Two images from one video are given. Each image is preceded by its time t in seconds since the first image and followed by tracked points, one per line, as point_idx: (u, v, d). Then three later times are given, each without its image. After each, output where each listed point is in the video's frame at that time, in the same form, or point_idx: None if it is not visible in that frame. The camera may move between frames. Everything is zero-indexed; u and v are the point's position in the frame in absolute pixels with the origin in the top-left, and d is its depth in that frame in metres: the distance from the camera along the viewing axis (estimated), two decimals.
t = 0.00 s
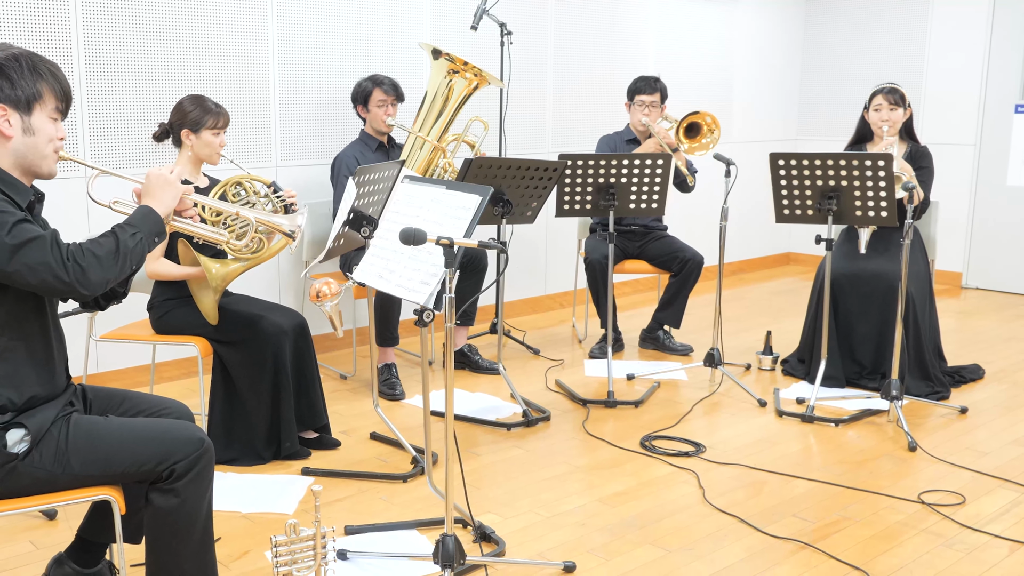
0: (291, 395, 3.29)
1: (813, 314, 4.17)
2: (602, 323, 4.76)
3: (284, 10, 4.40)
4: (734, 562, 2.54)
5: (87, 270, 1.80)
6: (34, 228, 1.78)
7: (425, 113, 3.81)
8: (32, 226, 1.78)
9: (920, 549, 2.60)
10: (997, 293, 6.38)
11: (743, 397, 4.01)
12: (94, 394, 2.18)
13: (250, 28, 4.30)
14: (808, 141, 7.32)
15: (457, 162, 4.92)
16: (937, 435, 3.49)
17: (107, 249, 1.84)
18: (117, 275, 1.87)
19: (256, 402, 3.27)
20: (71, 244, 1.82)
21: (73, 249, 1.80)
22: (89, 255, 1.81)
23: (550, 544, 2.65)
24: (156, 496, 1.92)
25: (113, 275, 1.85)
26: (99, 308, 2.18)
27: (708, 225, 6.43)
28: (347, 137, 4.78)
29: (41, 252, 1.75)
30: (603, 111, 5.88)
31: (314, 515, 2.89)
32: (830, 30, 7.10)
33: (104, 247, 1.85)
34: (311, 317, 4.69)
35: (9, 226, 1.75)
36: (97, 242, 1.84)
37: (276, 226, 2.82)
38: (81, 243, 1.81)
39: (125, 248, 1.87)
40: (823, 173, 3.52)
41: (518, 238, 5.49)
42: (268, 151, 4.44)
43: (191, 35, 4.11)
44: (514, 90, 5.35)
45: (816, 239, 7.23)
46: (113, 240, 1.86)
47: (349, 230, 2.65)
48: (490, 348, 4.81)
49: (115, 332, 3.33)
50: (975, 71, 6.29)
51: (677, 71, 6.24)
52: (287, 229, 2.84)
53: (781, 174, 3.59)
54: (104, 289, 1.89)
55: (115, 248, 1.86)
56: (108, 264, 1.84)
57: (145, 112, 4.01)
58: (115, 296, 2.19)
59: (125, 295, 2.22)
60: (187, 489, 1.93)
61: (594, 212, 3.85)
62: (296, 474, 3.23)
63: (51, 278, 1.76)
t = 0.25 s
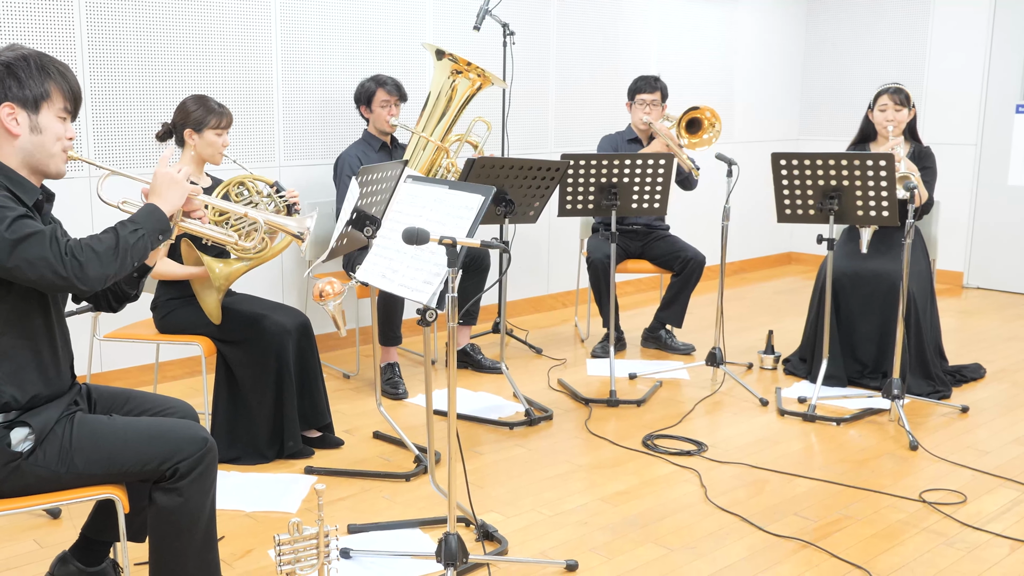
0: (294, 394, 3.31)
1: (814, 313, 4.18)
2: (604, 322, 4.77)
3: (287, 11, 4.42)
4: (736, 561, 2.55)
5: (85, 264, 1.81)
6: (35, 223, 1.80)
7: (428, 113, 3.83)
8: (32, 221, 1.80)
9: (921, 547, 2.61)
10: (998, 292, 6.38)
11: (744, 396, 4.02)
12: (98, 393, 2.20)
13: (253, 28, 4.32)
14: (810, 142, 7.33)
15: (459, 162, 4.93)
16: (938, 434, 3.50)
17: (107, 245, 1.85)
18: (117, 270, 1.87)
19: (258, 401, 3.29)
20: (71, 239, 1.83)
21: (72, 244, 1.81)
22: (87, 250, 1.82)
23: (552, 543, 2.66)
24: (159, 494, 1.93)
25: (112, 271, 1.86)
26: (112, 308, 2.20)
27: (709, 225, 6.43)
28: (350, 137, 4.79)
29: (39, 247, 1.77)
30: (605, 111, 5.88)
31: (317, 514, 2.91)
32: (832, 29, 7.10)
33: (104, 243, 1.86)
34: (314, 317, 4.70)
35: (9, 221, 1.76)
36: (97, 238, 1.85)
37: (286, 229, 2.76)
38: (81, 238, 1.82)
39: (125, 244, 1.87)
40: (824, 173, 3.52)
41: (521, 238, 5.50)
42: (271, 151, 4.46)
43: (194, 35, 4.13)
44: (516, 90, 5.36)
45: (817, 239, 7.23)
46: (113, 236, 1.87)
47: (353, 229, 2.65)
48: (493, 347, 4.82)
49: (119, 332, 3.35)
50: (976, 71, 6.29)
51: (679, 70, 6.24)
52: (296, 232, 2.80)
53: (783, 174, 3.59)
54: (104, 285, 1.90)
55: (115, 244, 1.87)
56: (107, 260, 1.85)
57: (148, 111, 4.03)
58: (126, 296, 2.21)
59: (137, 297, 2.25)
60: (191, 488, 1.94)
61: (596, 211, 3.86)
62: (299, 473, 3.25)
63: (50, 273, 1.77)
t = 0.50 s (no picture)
0: (297, 394, 3.32)
1: (816, 313, 4.19)
2: (607, 322, 4.78)
3: (290, 11, 4.43)
4: (738, 559, 2.56)
5: (87, 268, 1.82)
6: (39, 225, 1.80)
7: (432, 113, 3.85)
8: (37, 223, 1.80)
9: (923, 546, 2.62)
10: (999, 292, 6.38)
11: (746, 395, 4.02)
12: (103, 392, 2.21)
13: (256, 29, 4.33)
14: (812, 142, 7.33)
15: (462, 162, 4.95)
16: (939, 433, 3.50)
17: (110, 249, 1.86)
18: (119, 275, 1.88)
19: (262, 401, 3.30)
20: (74, 243, 1.84)
21: (75, 248, 1.82)
22: (90, 254, 1.83)
23: (554, 541, 2.67)
24: (163, 493, 1.94)
25: (114, 275, 1.86)
26: (116, 313, 2.21)
27: (711, 225, 6.44)
28: (353, 138, 4.80)
29: (43, 248, 1.77)
30: (607, 111, 5.89)
31: (320, 513, 2.92)
32: (834, 29, 7.10)
33: (107, 247, 1.86)
34: (317, 316, 4.72)
35: (14, 222, 1.77)
36: (101, 242, 1.86)
37: (290, 241, 2.64)
38: (84, 242, 1.83)
39: (128, 249, 1.88)
40: (826, 172, 3.53)
41: (523, 237, 5.51)
42: (274, 151, 4.47)
43: (197, 36, 4.14)
44: (519, 90, 5.37)
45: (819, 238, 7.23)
46: (117, 241, 1.88)
47: (355, 229, 2.66)
48: (496, 346, 4.84)
49: (122, 331, 3.36)
50: (978, 71, 6.29)
51: (682, 70, 6.25)
52: (300, 244, 2.66)
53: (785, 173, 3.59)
54: (107, 290, 1.90)
55: (118, 248, 1.87)
56: (110, 264, 1.86)
57: (152, 111, 4.04)
58: (131, 302, 2.22)
59: (142, 302, 2.26)
60: (194, 487, 1.95)
61: (598, 211, 3.87)
62: (302, 472, 3.26)
63: (51, 275, 1.77)
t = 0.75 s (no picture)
0: (300, 393, 3.34)
1: (818, 312, 4.19)
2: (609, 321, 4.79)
3: (293, 12, 4.44)
4: (740, 558, 2.57)
5: (94, 279, 1.83)
6: (48, 233, 1.82)
7: (433, 116, 3.83)
8: (46, 231, 1.82)
9: (924, 544, 2.63)
10: (1000, 291, 6.38)
11: (748, 394, 4.03)
12: (106, 391, 2.23)
13: (259, 29, 4.35)
14: (813, 141, 7.34)
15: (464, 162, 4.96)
16: (940, 432, 3.51)
17: (116, 261, 1.88)
18: (123, 288, 1.89)
19: (265, 400, 3.31)
20: (81, 252, 1.85)
21: (83, 258, 1.83)
22: (97, 265, 1.84)
23: (557, 540, 2.68)
24: (167, 492, 1.95)
25: (119, 287, 1.88)
26: (113, 321, 2.22)
27: (713, 224, 6.45)
28: (356, 138, 4.82)
29: (50, 257, 1.78)
30: (608, 111, 5.90)
31: (324, 512, 2.93)
32: (835, 29, 7.11)
33: (113, 259, 1.88)
34: (320, 315, 4.74)
35: (23, 228, 1.78)
36: (107, 254, 1.88)
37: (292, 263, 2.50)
38: (91, 252, 1.85)
39: (134, 262, 1.90)
40: (827, 172, 3.53)
41: (526, 237, 5.52)
42: (277, 151, 4.49)
43: (201, 36, 4.16)
44: (522, 90, 5.38)
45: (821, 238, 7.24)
46: (124, 254, 1.90)
47: (359, 229, 2.67)
48: (498, 346, 4.85)
49: (126, 330, 3.38)
50: (979, 71, 6.30)
51: (684, 69, 6.26)
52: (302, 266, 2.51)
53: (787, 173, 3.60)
54: (110, 301, 1.92)
55: (124, 261, 1.89)
56: (115, 276, 1.87)
57: (155, 111, 4.06)
58: (129, 311, 2.23)
59: (140, 312, 2.27)
60: (198, 486, 1.96)
61: (601, 211, 3.88)
62: (305, 471, 3.27)
63: (57, 283, 1.78)
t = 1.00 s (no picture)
0: (303, 391, 3.35)
1: (819, 311, 4.20)
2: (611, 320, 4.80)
3: (296, 12, 4.46)
4: (741, 556, 2.58)
5: (101, 286, 1.84)
6: (58, 238, 1.83)
7: (437, 114, 3.85)
8: (55, 236, 1.83)
9: (925, 543, 2.64)
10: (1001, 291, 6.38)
11: (750, 393, 4.04)
12: (109, 391, 2.24)
13: (262, 29, 4.36)
14: (815, 141, 7.34)
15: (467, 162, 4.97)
16: (942, 431, 3.52)
17: (124, 270, 1.89)
18: (130, 296, 1.91)
19: (268, 399, 3.32)
20: (90, 259, 1.86)
21: (91, 265, 1.84)
22: (105, 272, 1.86)
23: (559, 539, 2.69)
24: (170, 491, 1.96)
25: (125, 295, 1.89)
26: (111, 325, 2.23)
27: (715, 223, 6.46)
28: (358, 138, 4.83)
29: (59, 262, 1.79)
30: (610, 111, 5.91)
31: (327, 510, 2.95)
32: (837, 29, 7.11)
33: (121, 268, 1.89)
34: (323, 315, 4.75)
35: (33, 232, 1.79)
36: (115, 262, 1.89)
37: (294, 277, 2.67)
38: (100, 260, 1.86)
39: (142, 271, 1.91)
40: (829, 172, 3.54)
41: (528, 237, 5.53)
42: (280, 151, 4.50)
43: (204, 37, 4.17)
44: (524, 90, 5.39)
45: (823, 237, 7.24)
46: (131, 263, 1.91)
47: (362, 229, 2.67)
48: (501, 345, 4.86)
49: (129, 330, 3.39)
50: (980, 70, 6.30)
51: (686, 69, 6.26)
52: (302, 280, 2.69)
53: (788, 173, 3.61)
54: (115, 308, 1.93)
55: (132, 269, 1.91)
56: (122, 284, 1.89)
57: (159, 112, 4.07)
58: (127, 314, 2.25)
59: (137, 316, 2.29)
60: (201, 484, 1.97)
61: (603, 211, 3.89)
62: (308, 470, 3.29)
63: (65, 289, 1.79)
